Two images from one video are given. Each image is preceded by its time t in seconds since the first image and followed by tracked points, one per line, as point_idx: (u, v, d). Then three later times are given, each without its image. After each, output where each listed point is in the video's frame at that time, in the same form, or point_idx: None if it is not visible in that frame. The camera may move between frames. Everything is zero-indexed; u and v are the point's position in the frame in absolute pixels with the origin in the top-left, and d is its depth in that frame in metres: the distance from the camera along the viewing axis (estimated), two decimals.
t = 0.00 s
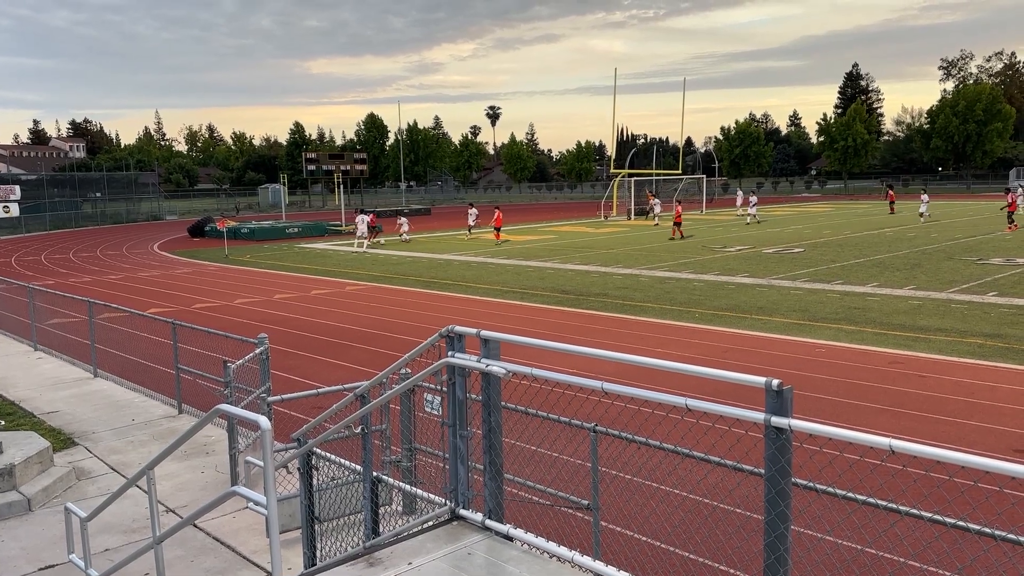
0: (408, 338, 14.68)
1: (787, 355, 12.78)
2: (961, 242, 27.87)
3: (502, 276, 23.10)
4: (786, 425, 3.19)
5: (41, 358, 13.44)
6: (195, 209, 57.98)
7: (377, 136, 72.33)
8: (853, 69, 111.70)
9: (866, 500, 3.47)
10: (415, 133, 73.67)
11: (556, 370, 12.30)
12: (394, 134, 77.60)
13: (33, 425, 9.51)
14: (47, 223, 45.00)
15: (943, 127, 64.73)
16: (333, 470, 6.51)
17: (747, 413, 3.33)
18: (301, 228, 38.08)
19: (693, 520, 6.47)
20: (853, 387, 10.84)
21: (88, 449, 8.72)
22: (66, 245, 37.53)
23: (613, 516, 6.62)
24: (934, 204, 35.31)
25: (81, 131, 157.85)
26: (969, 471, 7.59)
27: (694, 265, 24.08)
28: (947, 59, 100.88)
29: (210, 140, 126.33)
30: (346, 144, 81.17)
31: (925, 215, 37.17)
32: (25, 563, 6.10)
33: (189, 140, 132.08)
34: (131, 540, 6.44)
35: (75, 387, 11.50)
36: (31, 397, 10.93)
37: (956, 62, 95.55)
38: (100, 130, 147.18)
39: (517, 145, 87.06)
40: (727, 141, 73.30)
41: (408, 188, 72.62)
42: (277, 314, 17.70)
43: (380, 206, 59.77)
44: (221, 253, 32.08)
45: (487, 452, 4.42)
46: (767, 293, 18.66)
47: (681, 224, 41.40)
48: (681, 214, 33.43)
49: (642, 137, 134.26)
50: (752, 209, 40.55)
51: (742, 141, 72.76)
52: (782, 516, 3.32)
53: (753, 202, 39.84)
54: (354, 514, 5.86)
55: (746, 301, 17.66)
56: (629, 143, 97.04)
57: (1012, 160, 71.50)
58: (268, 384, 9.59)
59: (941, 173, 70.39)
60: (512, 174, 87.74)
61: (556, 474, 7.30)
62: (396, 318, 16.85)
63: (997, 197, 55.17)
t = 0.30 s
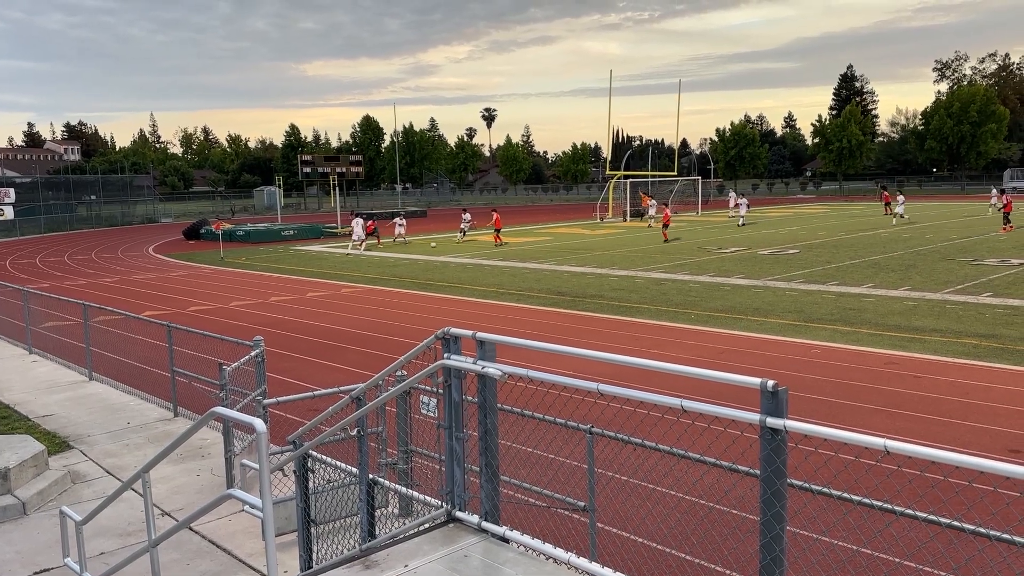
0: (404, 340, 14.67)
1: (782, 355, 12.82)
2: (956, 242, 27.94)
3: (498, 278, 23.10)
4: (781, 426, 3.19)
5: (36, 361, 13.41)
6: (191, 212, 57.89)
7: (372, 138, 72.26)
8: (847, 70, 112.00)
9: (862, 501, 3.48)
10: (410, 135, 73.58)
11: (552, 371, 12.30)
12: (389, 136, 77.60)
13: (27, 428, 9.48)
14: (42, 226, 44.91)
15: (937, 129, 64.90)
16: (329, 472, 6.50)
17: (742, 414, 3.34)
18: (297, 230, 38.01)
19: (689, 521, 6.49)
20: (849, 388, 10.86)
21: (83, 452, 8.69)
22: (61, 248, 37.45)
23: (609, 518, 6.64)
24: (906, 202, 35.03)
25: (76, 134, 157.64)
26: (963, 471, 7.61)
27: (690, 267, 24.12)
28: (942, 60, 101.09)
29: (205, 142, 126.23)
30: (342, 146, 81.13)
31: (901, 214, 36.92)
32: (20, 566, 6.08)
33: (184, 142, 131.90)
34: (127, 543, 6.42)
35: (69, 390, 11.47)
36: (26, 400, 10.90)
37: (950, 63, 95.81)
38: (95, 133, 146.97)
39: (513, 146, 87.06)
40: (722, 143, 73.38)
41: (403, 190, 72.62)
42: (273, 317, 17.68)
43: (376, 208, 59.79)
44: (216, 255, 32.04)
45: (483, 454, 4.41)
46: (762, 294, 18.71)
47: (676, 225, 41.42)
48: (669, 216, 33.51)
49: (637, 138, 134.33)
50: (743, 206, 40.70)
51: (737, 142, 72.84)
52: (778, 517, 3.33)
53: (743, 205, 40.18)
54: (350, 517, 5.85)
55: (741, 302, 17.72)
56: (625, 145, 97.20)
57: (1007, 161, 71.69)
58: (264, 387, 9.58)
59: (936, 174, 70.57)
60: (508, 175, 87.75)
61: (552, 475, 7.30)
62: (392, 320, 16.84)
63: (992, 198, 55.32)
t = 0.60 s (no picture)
0: (397, 342, 14.66)
1: (774, 356, 12.86)
2: (946, 243, 28.11)
3: (491, 280, 23.11)
4: (772, 426, 3.20)
5: (27, 365, 13.33)
6: (183, 215, 57.66)
7: (365, 140, 71.95)
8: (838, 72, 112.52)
9: (853, 501, 3.48)
10: (403, 137, 73.50)
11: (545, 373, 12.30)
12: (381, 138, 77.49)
13: (18, 432, 9.42)
14: (32, 229, 44.65)
15: (928, 130, 65.22)
16: (321, 476, 6.47)
17: (733, 415, 3.34)
18: (289, 233, 37.90)
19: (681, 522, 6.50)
20: (841, 389, 10.89)
21: (74, 456, 8.64)
22: (52, 251, 37.25)
23: (602, 519, 6.64)
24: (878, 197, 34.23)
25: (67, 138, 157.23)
26: (954, 470, 7.65)
27: (682, 268, 24.18)
28: (933, 61, 101.58)
29: (196, 145, 125.74)
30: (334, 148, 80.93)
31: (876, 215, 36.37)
32: (11, 571, 6.03)
33: (175, 145, 131.36)
34: (118, 548, 6.38)
35: (60, 394, 11.41)
36: (16, 404, 10.83)
37: (940, 65, 96.34)
38: (86, 136, 146.29)
39: (505, 148, 87.05)
40: (714, 145, 73.54)
41: (396, 192, 72.50)
42: (265, 319, 17.64)
43: (369, 210, 59.72)
44: (208, 258, 31.93)
45: (475, 457, 4.40)
46: (755, 295, 18.78)
47: (668, 227, 41.45)
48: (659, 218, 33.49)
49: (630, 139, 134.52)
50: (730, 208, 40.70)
51: (729, 144, 73.00)
52: (769, 518, 3.34)
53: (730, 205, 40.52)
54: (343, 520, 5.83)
55: (733, 304, 17.77)
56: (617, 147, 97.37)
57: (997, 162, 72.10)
58: (255, 390, 9.54)
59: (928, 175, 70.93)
60: (501, 177, 87.70)
61: (546, 477, 7.30)
62: (385, 322, 16.81)
63: (983, 199, 55.60)
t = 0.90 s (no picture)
0: (385, 344, 14.62)
1: (762, 356, 12.90)
2: (932, 244, 28.35)
3: (481, 282, 23.09)
4: (760, 426, 3.20)
5: (12, 369, 13.20)
6: (170, 217, 57.29)
7: (353, 142, 71.64)
8: (825, 74, 113.26)
9: (840, 500, 3.49)
10: (391, 140, 73.40)
11: (534, 375, 12.31)
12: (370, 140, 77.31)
13: (3, 438, 9.32)
14: (17, 233, 44.24)
15: (914, 131, 65.69)
16: (310, 478, 6.44)
17: (721, 415, 3.34)
18: (277, 235, 37.76)
19: (670, 523, 6.51)
20: (830, 389, 10.93)
21: (61, 461, 8.55)
22: (38, 255, 36.92)
23: (591, 521, 6.63)
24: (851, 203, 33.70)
25: (52, 140, 156.07)
26: (941, 470, 7.70)
27: (671, 269, 24.25)
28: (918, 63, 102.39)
29: (183, 147, 124.93)
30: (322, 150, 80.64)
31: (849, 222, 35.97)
32: None
33: (162, 148, 130.50)
34: (105, 553, 6.32)
35: (46, 397, 11.30)
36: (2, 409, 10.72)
37: (926, 66, 97.11)
38: (71, 139, 145.14)
39: (494, 150, 87.02)
40: (702, 147, 73.80)
41: (384, 195, 72.35)
42: (252, 322, 17.55)
43: (357, 212, 59.58)
44: (195, 261, 31.74)
45: (464, 459, 4.38)
46: (743, 296, 18.86)
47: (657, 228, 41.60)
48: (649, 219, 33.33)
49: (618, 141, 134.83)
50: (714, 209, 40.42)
51: (716, 146, 73.28)
52: (758, 517, 3.34)
53: (715, 208, 40.88)
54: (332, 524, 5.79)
55: (722, 305, 17.84)
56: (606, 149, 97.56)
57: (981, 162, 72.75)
58: (244, 393, 9.48)
59: (914, 176, 71.51)
60: (490, 179, 87.66)
61: (535, 478, 7.29)
62: (373, 324, 16.75)
63: (968, 199, 56.14)
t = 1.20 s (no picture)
0: (370, 347, 14.56)
1: (746, 357, 12.97)
2: (914, 244, 28.63)
3: (466, 284, 23.07)
4: (743, 427, 3.21)
5: None
6: (152, 220, 56.76)
7: (337, 144, 71.33)
8: (807, 76, 114.14)
9: (823, 500, 3.50)
10: (376, 142, 73.15)
11: (519, 376, 12.30)
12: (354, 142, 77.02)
13: None
14: None
15: (895, 133, 66.33)
16: (295, 482, 6.39)
17: (704, 416, 3.35)
18: (261, 237, 37.51)
19: (655, 523, 6.52)
20: (813, 389, 10.99)
21: (42, 466, 8.44)
22: (18, 259, 36.46)
23: (577, 521, 6.63)
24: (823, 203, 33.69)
25: (32, 142, 154.18)
26: (923, 468, 7.75)
27: (656, 270, 24.33)
28: (899, 65, 103.37)
29: (165, 149, 123.81)
30: (306, 152, 80.24)
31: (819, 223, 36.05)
32: None
33: (144, 150, 129.24)
34: (87, 559, 6.24)
35: (27, 402, 11.16)
36: None
37: (906, 68, 98.07)
38: (51, 141, 143.42)
39: (479, 152, 86.94)
40: (686, 148, 74.16)
41: (369, 197, 72.14)
42: (236, 325, 17.43)
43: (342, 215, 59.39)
44: (178, 264, 31.47)
45: (449, 461, 4.35)
46: (728, 297, 18.96)
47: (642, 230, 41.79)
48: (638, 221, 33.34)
49: (603, 143, 135.10)
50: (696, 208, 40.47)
51: (700, 148, 73.66)
52: (741, 517, 3.34)
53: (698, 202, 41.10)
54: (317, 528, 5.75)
55: (706, 305, 17.92)
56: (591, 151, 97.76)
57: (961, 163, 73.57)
58: (227, 397, 9.40)
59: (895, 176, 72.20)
60: (474, 181, 87.56)
61: (521, 480, 7.28)
62: (358, 327, 16.67)
63: (948, 200, 56.70)
